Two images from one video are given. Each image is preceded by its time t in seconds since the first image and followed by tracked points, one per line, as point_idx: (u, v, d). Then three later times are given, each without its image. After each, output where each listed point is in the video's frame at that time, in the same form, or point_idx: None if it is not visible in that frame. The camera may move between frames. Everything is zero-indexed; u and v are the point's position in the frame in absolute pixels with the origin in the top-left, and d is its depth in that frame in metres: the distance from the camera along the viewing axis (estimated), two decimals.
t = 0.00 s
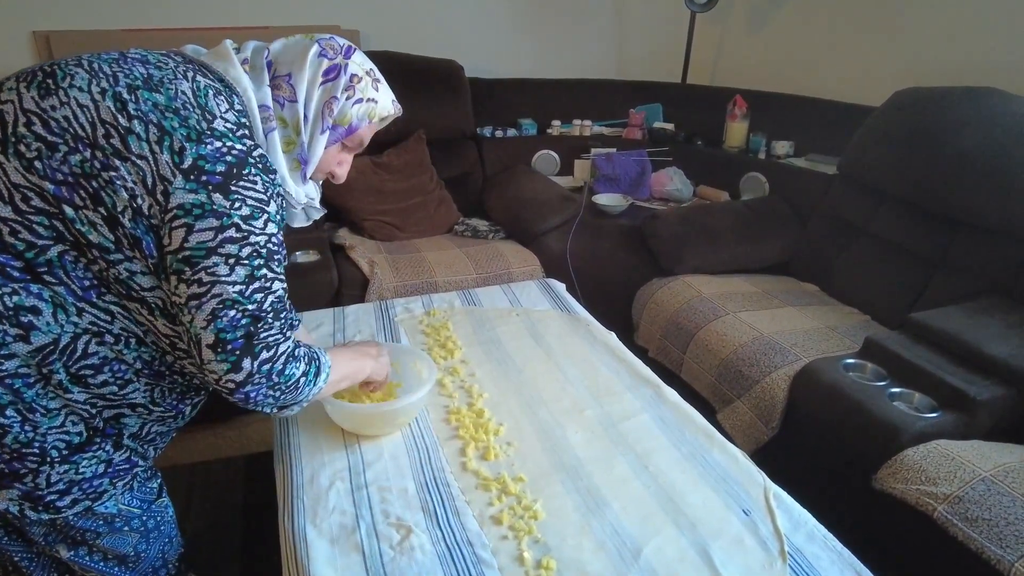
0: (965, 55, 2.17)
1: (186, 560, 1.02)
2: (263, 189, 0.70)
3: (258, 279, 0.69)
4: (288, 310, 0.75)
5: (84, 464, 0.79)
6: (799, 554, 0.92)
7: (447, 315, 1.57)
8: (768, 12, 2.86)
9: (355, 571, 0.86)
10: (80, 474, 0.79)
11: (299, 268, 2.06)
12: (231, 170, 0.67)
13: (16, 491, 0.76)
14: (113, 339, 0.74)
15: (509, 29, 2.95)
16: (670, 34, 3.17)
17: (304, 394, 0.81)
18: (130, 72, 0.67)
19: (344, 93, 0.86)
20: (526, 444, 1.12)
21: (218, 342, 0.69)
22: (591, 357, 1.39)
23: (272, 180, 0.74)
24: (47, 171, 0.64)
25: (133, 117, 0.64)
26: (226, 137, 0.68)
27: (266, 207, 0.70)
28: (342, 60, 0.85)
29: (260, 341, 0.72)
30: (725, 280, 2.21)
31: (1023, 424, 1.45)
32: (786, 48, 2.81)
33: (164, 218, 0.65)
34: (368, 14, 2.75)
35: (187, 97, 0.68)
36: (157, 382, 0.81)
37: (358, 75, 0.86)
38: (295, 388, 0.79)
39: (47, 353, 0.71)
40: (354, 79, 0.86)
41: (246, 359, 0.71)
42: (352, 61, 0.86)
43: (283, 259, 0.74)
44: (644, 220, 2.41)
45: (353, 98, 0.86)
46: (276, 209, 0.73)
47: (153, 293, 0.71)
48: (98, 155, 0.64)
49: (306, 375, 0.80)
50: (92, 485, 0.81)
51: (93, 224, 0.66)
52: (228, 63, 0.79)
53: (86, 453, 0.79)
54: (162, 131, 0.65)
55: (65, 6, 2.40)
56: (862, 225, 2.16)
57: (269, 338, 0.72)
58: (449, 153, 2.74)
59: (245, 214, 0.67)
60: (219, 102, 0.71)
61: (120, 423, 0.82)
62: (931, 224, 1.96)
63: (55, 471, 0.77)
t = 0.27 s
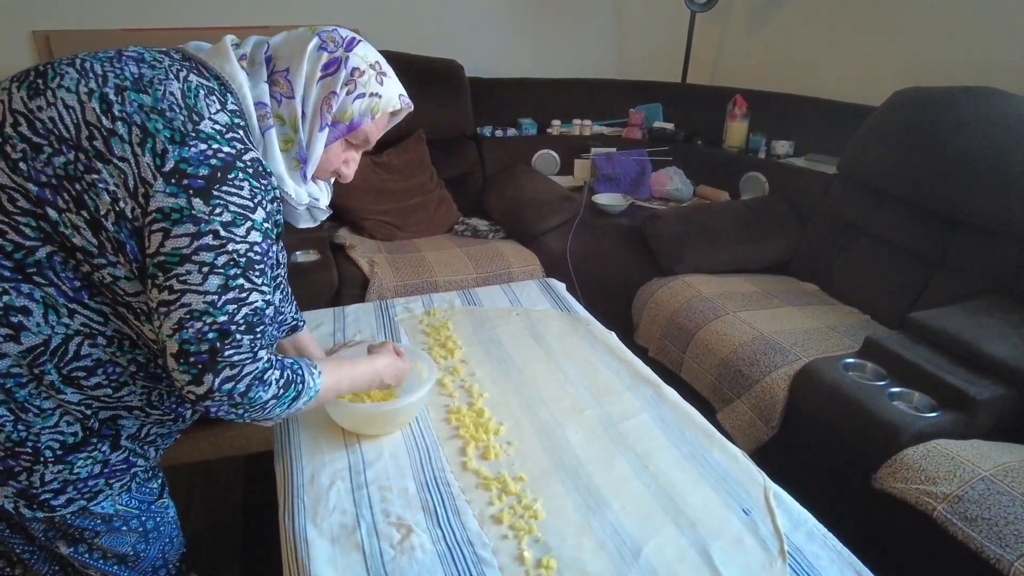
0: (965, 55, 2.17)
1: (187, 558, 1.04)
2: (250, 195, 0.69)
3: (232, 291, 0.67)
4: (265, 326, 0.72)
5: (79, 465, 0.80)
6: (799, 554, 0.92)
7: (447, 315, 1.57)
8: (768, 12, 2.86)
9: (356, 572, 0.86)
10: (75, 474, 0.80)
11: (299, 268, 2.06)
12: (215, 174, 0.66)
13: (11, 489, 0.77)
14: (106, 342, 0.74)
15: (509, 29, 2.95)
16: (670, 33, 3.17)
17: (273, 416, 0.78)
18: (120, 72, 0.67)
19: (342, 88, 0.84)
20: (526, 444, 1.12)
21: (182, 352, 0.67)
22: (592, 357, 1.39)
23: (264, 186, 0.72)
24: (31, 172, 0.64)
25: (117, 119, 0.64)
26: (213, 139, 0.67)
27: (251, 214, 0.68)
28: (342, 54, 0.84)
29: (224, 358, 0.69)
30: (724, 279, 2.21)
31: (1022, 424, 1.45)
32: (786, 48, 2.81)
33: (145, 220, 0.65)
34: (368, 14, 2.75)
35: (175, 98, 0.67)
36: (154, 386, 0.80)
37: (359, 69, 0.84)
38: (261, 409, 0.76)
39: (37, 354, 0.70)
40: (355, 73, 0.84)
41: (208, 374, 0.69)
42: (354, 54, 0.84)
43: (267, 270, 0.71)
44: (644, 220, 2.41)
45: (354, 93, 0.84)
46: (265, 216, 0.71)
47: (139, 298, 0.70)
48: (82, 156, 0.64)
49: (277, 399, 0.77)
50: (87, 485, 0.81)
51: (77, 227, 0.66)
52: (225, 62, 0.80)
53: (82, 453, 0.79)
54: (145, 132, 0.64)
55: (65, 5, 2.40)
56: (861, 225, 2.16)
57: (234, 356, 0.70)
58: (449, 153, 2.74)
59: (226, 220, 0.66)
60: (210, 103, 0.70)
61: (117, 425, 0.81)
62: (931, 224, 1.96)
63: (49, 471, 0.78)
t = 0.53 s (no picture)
0: (965, 55, 2.18)
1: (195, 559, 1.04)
2: (244, 193, 0.67)
3: (208, 293, 0.64)
4: (251, 336, 0.67)
5: (84, 467, 0.79)
6: (800, 553, 0.92)
7: (448, 314, 1.57)
8: (768, 11, 2.86)
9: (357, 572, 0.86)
10: (80, 476, 0.80)
11: (300, 268, 2.06)
12: (207, 170, 0.65)
13: (16, 488, 0.78)
14: (110, 342, 0.74)
15: (509, 29, 2.95)
16: (670, 33, 3.18)
17: (253, 444, 0.70)
18: (126, 67, 0.68)
19: (355, 84, 0.83)
20: (527, 443, 1.12)
21: (156, 353, 0.64)
22: (592, 356, 1.39)
23: (266, 188, 0.71)
24: (31, 169, 0.65)
25: (116, 113, 0.65)
26: (210, 136, 0.67)
27: (242, 213, 0.66)
28: (356, 50, 0.84)
29: (192, 368, 0.64)
30: (725, 279, 2.21)
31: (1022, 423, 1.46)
32: (786, 48, 2.81)
33: (138, 217, 0.65)
34: (368, 13, 2.75)
35: (177, 94, 0.67)
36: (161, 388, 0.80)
37: (374, 66, 0.84)
38: (237, 433, 0.68)
39: (41, 355, 0.71)
40: (368, 70, 0.84)
41: (177, 381, 0.65)
42: (368, 51, 0.84)
43: (259, 274, 0.67)
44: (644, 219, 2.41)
45: (368, 90, 0.84)
46: (260, 217, 0.68)
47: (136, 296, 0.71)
48: (81, 152, 0.65)
49: (257, 424, 0.69)
50: (92, 487, 0.81)
51: (75, 225, 0.67)
52: (235, 58, 0.79)
53: (87, 455, 0.79)
54: (143, 127, 0.65)
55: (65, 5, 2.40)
56: (861, 224, 2.16)
57: (204, 368, 0.65)
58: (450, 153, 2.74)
59: (212, 217, 0.64)
60: (213, 99, 0.70)
61: (125, 427, 0.81)
62: (931, 223, 1.96)
63: (53, 471, 0.78)
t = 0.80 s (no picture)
0: (966, 55, 2.18)
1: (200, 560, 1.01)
2: (280, 206, 0.63)
3: (269, 309, 0.61)
4: (314, 344, 0.66)
5: (89, 474, 0.76)
6: (800, 551, 0.92)
7: (449, 314, 1.57)
8: (768, 11, 2.86)
9: (358, 570, 0.86)
10: (86, 483, 0.76)
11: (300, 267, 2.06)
12: (240, 188, 0.61)
13: (20, 494, 0.74)
14: (120, 352, 0.70)
15: (509, 28, 2.95)
16: (670, 33, 3.18)
17: (326, 464, 0.70)
18: (147, 80, 0.63)
19: (378, 100, 0.79)
20: (528, 442, 1.13)
21: (227, 374, 0.63)
22: (592, 355, 1.39)
23: (294, 199, 0.66)
24: (52, 185, 0.62)
25: (141, 132, 0.61)
26: (238, 154, 0.63)
27: (283, 225, 0.63)
28: (379, 64, 0.79)
29: (269, 381, 0.63)
30: (725, 278, 2.21)
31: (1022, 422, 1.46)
32: (786, 47, 2.81)
33: (172, 240, 0.61)
34: (369, 13, 2.75)
35: (201, 110, 0.63)
36: (170, 396, 0.76)
37: (397, 81, 0.80)
38: (312, 448, 0.68)
39: (49, 363, 0.68)
40: (391, 85, 0.79)
41: (254, 397, 0.64)
42: (392, 65, 0.79)
43: (308, 281, 0.65)
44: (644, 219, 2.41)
45: (391, 106, 0.80)
46: (300, 227, 0.65)
47: (160, 312, 0.67)
48: (105, 170, 0.61)
49: (332, 440, 0.69)
50: (98, 494, 0.78)
51: (99, 239, 0.63)
52: (257, 68, 0.73)
53: (93, 462, 0.76)
54: (169, 147, 0.61)
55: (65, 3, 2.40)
56: (862, 224, 2.16)
57: (279, 379, 0.64)
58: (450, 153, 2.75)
59: (255, 234, 0.61)
60: (238, 114, 0.65)
61: (132, 435, 0.78)
62: (931, 223, 1.96)
63: (59, 479, 0.75)
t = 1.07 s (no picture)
0: (966, 54, 2.18)
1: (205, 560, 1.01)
2: (288, 214, 0.64)
3: (267, 318, 0.62)
4: (310, 354, 0.66)
5: (100, 482, 0.75)
6: (800, 551, 0.92)
7: (449, 313, 1.57)
8: (768, 10, 2.86)
9: (359, 569, 0.86)
10: (96, 490, 0.76)
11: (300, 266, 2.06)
12: (249, 194, 0.61)
13: (29, 503, 0.74)
14: (130, 357, 0.69)
15: (509, 28, 2.96)
16: (670, 32, 3.18)
17: (321, 469, 0.71)
18: (159, 79, 0.63)
19: (391, 100, 0.79)
20: (528, 441, 1.13)
21: (223, 379, 0.63)
22: (593, 355, 1.39)
23: (302, 207, 0.67)
24: (61, 185, 0.61)
25: (152, 131, 0.61)
26: (249, 157, 0.63)
27: (289, 234, 0.64)
28: (393, 63, 0.79)
29: (264, 390, 0.64)
30: (725, 278, 2.21)
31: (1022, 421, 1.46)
32: (786, 47, 2.81)
33: (177, 242, 0.61)
34: (369, 12, 2.75)
35: (213, 111, 0.63)
36: (180, 401, 0.76)
37: (410, 80, 0.80)
38: (307, 455, 0.69)
39: (61, 369, 0.67)
40: (404, 84, 0.80)
41: (248, 404, 0.64)
42: (405, 64, 0.79)
43: (309, 291, 0.66)
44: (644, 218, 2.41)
45: (403, 106, 0.80)
46: (305, 236, 0.66)
47: (167, 317, 0.66)
48: (114, 170, 0.61)
49: (327, 446, 0.70)
50: (108, 501, 0.77)
51: (106, 241, 0.62)
52: (269, 66, 0.73)
53: (104, 469, 0.75)
54: (180, 148, 0.61)
55: (64, 3, 2.40)
56: (862, 223, 2.16)
57: (275, 388, 0.64)
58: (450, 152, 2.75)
59: (261, 241, 0.61)
60: (250, 116, 0.65)
61: (142, 440, 0.77)
62: (931, 222, 1.96)
63: (69, 486, 0.74)
